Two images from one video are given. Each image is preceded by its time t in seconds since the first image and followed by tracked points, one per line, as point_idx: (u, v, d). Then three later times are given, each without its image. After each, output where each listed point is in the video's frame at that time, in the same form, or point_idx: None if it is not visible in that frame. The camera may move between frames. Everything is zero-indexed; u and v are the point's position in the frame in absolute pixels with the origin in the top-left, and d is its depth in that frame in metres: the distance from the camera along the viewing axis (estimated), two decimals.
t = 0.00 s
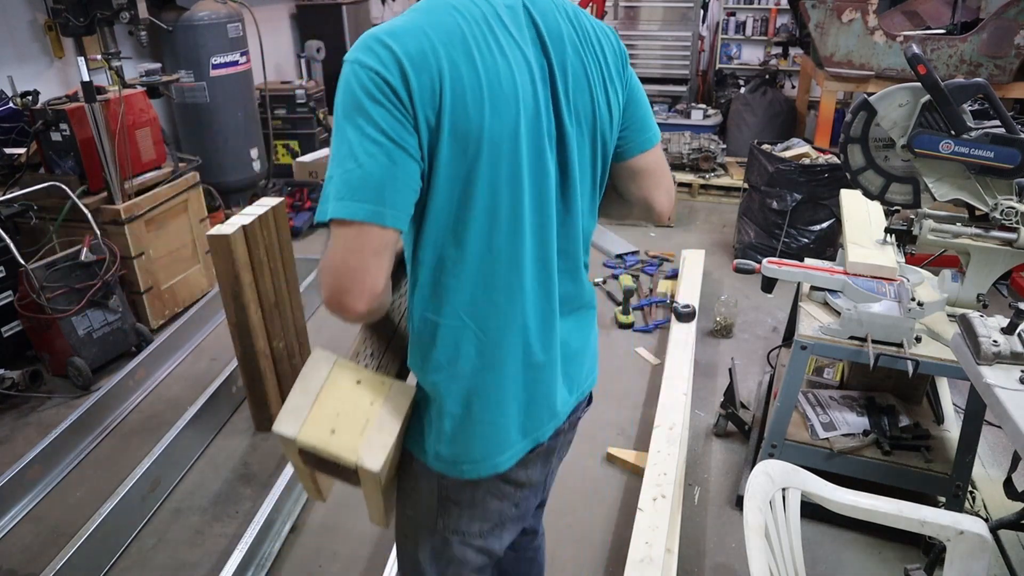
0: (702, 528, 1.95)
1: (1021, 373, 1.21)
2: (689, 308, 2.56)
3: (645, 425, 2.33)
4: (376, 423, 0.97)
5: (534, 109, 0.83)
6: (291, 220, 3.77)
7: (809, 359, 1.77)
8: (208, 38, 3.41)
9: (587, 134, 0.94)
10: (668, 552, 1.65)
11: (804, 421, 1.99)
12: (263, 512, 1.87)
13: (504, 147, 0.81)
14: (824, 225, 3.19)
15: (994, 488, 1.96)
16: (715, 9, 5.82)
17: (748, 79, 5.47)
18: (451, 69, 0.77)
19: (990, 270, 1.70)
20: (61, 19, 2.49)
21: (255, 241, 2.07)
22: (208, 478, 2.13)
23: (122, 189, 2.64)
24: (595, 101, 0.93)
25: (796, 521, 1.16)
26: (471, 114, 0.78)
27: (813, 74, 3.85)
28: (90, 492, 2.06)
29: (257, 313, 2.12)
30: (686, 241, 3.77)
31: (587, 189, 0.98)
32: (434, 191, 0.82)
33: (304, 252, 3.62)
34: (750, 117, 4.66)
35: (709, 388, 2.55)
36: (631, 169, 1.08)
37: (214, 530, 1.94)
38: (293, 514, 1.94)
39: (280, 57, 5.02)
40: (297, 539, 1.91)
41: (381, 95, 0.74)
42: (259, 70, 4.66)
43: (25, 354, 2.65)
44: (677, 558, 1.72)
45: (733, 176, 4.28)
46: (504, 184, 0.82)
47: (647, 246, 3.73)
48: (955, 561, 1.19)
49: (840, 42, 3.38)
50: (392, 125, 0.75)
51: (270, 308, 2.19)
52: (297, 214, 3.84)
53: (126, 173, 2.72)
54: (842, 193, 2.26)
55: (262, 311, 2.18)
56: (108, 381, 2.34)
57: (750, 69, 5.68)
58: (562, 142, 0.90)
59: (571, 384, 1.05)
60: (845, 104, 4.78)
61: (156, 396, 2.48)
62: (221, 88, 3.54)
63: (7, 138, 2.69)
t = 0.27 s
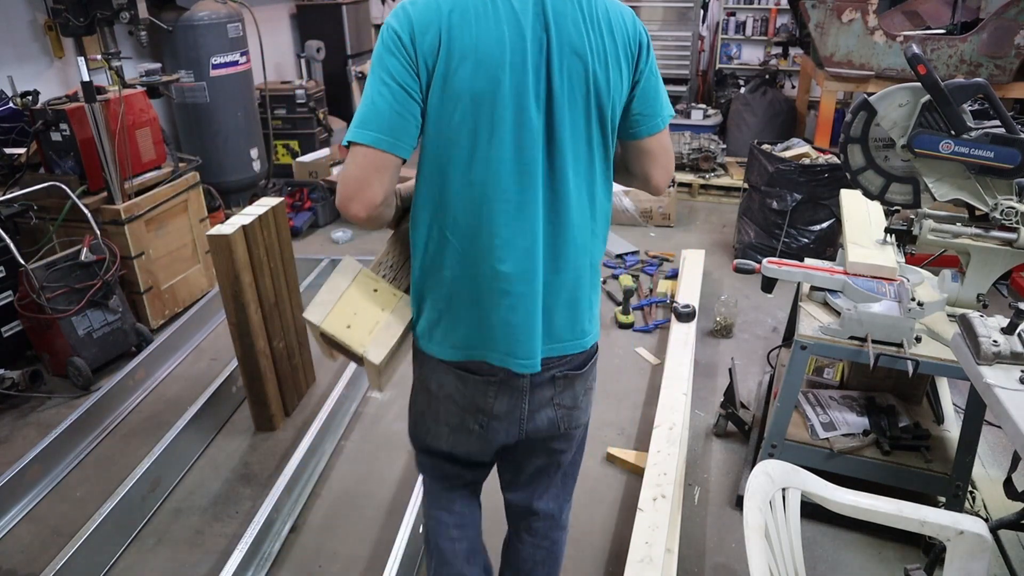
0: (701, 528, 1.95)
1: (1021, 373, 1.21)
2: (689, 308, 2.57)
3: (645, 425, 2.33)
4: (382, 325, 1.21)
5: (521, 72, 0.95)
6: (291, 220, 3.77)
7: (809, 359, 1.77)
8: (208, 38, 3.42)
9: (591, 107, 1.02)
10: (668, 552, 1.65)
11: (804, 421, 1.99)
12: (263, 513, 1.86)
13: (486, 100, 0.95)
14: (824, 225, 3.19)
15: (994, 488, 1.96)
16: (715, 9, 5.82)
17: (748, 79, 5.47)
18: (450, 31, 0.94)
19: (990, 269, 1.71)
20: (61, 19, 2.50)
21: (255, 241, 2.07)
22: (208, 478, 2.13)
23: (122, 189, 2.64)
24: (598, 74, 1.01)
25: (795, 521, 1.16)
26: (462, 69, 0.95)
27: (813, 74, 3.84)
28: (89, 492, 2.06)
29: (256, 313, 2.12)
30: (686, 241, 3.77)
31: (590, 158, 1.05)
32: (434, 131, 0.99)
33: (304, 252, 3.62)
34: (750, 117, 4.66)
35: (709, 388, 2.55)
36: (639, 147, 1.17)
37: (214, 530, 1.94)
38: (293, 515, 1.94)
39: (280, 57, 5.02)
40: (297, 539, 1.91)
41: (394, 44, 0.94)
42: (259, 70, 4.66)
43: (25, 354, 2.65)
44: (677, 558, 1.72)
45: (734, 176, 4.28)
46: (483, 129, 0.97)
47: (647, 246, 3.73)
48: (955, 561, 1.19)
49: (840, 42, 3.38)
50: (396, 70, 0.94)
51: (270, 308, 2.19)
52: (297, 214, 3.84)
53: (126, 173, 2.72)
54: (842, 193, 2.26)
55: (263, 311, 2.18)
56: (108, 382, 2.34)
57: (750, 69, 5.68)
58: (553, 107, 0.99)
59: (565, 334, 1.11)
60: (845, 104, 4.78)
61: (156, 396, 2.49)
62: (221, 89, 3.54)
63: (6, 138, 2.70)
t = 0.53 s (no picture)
0: (702, 528, 1.95)
1: (1021, 373, 1.21)
2: (689, 307, 2.57)
3: (645, 425, 2.33)
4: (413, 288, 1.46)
5: (498, 78, 1.10)
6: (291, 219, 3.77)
7: (809, 359, 1.77)
8: (208, 38, 3.42)
9: (572, 103, 1.13)
10: (668, 552, 1.65)
11: (804, 421, 1.99)
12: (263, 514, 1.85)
13: (470, 100, 1.11)
14: (824, 225, 3.19)
15: (994, 488, 1.96)
16: (715, 9, 5.83)
17: (748, 79, 5.47)
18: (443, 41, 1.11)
19: (990, 269, 1.71)
20: (61, 19, 2.50)
21: (255, 241, 2.07)
22: (208, 478, 2.13)
23: (122, 189, 2.64)
24: (573, 78, 1.13)
25: (795, 521, 1.16)
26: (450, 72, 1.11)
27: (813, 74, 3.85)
28: (89, 493, 2.06)
29: (256, 313, 2.12)
30: (686, 241, 3.77)
31: (572, 148, 1.16)
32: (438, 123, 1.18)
33: (304, 252, 3.62)
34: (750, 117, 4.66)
35: (709, 388, 2.55)
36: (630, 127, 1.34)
37: (214, 530, 1.94)
38: (293, 515, 1.94)
39: (280, 57, 5.03)
40: (298, 539, 1.91)
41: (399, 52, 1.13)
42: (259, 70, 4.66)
43: (25, 354, 2.65)
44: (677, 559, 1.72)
45: (734, 176, 4.28)
46: (469, 124, 1.13)
47: (647, 246, 3.73)
48: (955, 561, 1.19)
49: (840, 41, 3.38)
50: (400, 73, 1.13)
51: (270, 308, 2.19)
52: (297, 214, 3.84)
53: (126, 173, 2.72)
54: (842, 193, 2.26)
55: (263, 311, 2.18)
56: (108, 382, 2.34)
57: (750, 69, 5.68)
58: (531, 104, 1.12)
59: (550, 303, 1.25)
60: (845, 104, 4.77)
61: (156, 396, 2.49)
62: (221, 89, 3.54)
63: (6, 139, 2.70)
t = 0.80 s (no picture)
0: (702, 529, 1.95)
1: (1021, 373, 1.21)
2: (689, 307, 2.56)
3: (645, 425, 2.33)
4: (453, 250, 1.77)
5: (496, 60, 1.38)
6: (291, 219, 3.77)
7: (809, 359, 1.78)
8: (208, 38, 3.42)
9: (562, 62, 1.42)
10: (668, 552, 1.65)
11: (804, 421, 1.99)
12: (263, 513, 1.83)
13: (476, 81, 1.39)
14: (824, 225, 3.19)
15: (994, 488, 1.96)
16: (715, 9, 5.83)
17: (748, 79, 5.47)
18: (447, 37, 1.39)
19: (990, 269, 1.70)
20: (61, 19, 2.50)
21: (255, 241, 2.07)
22: (208, 478, 2.13)
23: (122, 189, 2.64)
24: (560, 43, 1.41)
25: (795, 521, 1.16)
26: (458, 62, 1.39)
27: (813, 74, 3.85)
28: (89, 493, 2.06)
29: (256, 313, 2.12)
30: (686, 242, 3.76)
31: (571, 100, 1.45)
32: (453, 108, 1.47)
33: (304, 252, 3.62)
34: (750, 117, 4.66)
35: (709, 388, 2.55)
36: (608, 80, 1.63)
37: (214, 530, 1.94)
38: (293, 515, 1.94)
39: (280, 57, 5.03)
40: (297, 539, 1.91)
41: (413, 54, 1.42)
42: (259, 70, 4.67)
43: (25, 354, 2.65)
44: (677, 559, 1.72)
45: (734, 176, 4.28)
46: (477, 100, 1.41)
47: (647, 246, 3.73)
48: (955, 561, 1.19)
49: (840, 41, 3.38)
50: (420, 71, 1.43)
51: (270, 308, 2.19)
52: (297, 214, 3.84)
53: (126, 173, 2.72)
54: (842, 193, 2.26)
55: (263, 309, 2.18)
56: (108, 382, 2.34)
57: (750, 69, 5.68)
58: (527, 74, 1.40)
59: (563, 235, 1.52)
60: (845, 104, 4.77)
61: (156, 396, 2.49)
62: (221, 89, 3.54)
63: (6, 139, 2.71)
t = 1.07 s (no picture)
0: (702, 529, 1.95)
1: (1021, 373, 1.21)
2: (689, 308, 2.56)
3: (644, 425, 2.33)
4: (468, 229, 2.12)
5: (530, 49, 1.56)
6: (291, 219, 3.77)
7: (809, 359, 1.78)
8: (208, 38, 3.42)
9: (571, 45, 1.65)
10: (668, 552, 1.65)
11: (804, 421, 1.99)
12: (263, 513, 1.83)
13: (515, 68, 1.56)
14: (824, 225, 3.19)
15: (994, 488, 1.96)
16: (715, 9, 5.83)
17: (748, 79, 5.47)
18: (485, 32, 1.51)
19: (990, 269, 1.70)
20: (61, 19, 2.50)
21: (255, 241, 2.07)
22: (208, 478, 2.13)
23: (122, 189, 2.64)
24: (568, 29, 1.64)
25: (795, 521, 1.16)
26: (497, 54, 1.53)
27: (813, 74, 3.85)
28: (89, 492, 2.06)
29: (256, 313, 2.12)
30: (686, 242, 3.76)
31: (579, 76, 1.70)
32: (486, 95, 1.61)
33: (304, 252, 3.62)
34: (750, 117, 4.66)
35: (709, 388, 2.55)
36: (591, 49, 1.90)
37: (214, 530, 1.94)
38: (293, 515, 1.94)
39: (280, 57, 5.03)
40: (297, 539, 1.91)
41: (449, 50, 1.52)
42: (258, 70, 4.67)
43: (25, 354, 2.65)
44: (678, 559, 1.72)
45: (734, 176, 4.28)
46: (515, 87, 1.59)
47: (647, 246, 3.73)
48: (955, 561, 1.19)
49: (840, 41, 3.38)
50: (462, 66, 1.53)
51: (270, 308, 2.18)
52: (297, 214, 3.84)
53: (126, 173, 2.72)
54: (842, 193, 2.26)
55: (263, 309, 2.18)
56: (108, 382, 2.34)
57: (750, 69, 5.68)
58: (551, 58, 1.62)
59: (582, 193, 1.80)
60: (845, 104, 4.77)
61: (156, 396, 2.49)
62: (221, 89, 3.54)
63: (7, 139, 2.71)
